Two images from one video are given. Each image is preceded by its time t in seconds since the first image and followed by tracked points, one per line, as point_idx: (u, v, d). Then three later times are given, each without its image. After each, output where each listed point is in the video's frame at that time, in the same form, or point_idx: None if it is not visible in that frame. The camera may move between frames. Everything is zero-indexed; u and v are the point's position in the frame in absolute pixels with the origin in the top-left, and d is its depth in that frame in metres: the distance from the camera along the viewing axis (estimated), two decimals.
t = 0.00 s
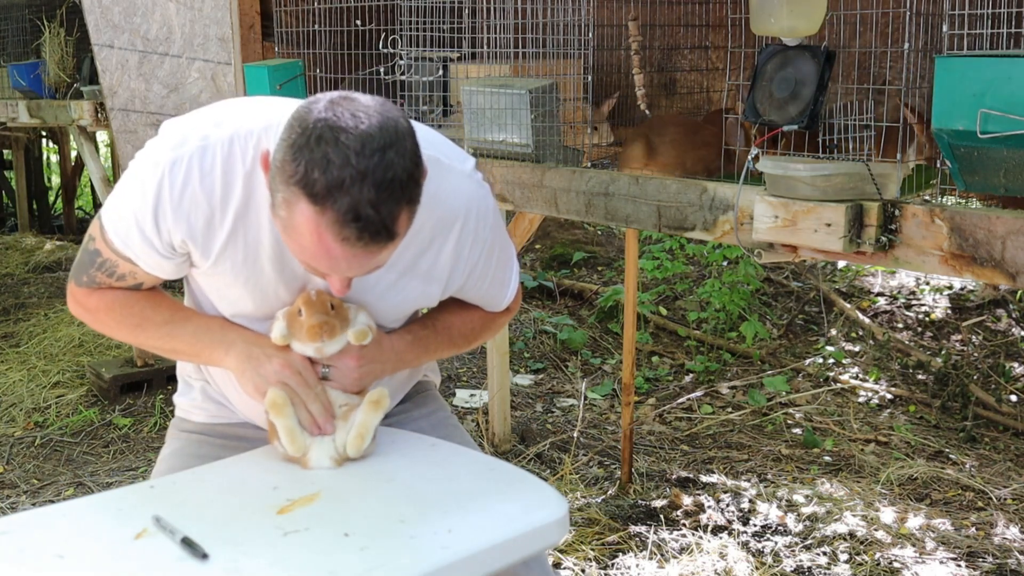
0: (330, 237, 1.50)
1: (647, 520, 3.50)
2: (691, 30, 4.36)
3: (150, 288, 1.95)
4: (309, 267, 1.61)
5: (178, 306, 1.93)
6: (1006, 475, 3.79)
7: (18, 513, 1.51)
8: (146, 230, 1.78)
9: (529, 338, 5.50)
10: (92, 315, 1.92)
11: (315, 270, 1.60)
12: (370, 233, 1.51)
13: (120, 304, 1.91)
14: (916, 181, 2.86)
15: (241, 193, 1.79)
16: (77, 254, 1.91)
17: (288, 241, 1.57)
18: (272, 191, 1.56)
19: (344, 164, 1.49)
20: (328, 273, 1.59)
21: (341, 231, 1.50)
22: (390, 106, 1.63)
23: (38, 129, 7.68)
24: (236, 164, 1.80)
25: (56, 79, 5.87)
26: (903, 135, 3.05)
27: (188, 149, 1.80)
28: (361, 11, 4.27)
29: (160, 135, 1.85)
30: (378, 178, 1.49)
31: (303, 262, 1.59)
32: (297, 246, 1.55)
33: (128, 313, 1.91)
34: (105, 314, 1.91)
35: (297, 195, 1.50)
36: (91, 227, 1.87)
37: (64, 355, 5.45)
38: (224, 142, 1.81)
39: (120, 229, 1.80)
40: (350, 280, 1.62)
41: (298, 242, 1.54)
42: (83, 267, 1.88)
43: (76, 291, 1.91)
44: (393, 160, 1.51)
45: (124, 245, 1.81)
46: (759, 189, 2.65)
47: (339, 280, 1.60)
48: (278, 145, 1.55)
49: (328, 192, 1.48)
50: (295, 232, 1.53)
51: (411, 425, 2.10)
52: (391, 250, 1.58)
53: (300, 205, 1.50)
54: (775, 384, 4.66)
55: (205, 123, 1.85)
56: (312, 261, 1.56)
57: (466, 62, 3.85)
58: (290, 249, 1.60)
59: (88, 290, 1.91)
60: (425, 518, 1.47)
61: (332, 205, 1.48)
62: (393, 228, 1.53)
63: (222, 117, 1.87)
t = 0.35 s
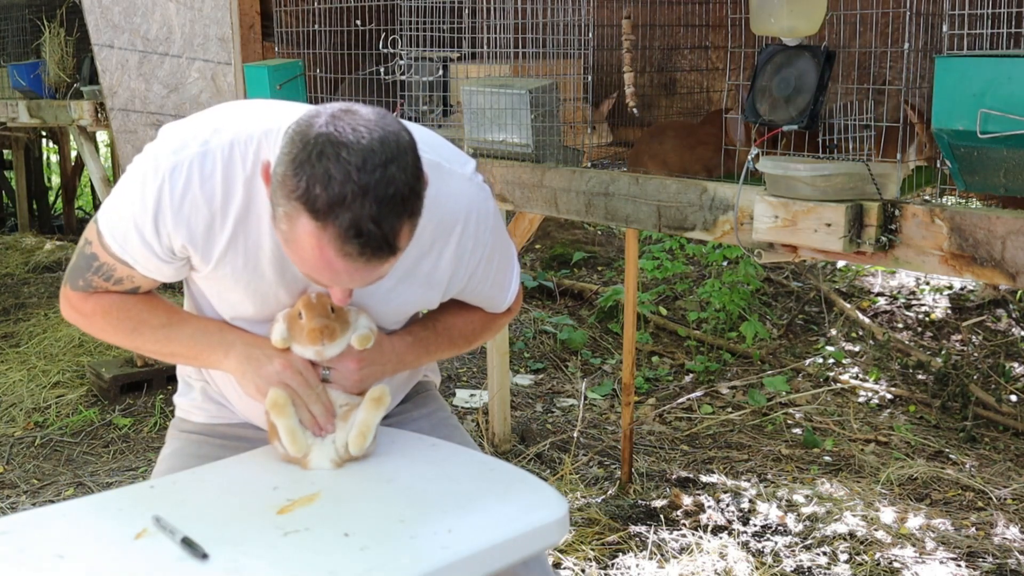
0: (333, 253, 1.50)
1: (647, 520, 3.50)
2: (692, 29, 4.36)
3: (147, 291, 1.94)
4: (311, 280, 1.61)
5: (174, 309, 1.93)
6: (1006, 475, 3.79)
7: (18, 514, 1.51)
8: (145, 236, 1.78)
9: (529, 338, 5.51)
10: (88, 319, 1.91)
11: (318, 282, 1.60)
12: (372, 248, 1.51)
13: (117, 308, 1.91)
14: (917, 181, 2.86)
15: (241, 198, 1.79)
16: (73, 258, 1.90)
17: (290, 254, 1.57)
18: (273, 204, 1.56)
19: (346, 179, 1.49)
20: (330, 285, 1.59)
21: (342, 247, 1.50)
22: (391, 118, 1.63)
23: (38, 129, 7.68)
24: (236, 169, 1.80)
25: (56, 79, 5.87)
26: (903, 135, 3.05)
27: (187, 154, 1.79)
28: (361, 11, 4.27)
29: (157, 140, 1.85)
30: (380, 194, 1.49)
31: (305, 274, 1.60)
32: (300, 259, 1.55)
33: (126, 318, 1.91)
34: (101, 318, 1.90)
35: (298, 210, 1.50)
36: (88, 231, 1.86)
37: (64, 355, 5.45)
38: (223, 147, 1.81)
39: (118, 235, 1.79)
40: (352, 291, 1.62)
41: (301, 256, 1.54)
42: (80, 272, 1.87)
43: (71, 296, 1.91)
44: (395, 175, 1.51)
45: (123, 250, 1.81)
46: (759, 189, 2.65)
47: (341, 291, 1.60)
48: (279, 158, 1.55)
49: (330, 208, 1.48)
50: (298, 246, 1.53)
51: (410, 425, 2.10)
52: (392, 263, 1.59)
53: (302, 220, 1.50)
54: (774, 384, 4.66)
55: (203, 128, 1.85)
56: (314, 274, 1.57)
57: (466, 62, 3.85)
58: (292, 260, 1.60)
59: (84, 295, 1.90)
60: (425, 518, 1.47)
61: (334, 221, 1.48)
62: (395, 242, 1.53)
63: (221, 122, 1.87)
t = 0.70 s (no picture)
0: (324, 261, 1.51)
1: (647, 520, 3.50)
2: (692, 29, 4.35)
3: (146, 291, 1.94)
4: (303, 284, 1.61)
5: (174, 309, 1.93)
6: (1006, 475, 3.79)
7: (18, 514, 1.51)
8: (144, 237, 1.78)
9: (529, 338, 5.51)
10: (88, 320, 1.91)
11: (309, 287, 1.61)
12: (362, 258, 1.51)
13: (116, 308, 1.91)
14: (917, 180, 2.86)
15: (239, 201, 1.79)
16: (72, 258, 1.89)
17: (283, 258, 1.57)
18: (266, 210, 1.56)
19: (337, 189, 1.49)
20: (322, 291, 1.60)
21: (332, 256, 1.50)
22: (385, 126, 1.63)
23: (38, 129, 7.68)
24: (234, 171, 1.80)
25: (56, 79, 5.87)
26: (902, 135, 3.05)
27: (185, 155, 1.79)
28: (361, 11, 4.27)
29: (156, 141, 1.85)
30: (371, 204, 1.50)
31: (297, 279, 1.60)
32: (292, 265, 1.56)
33: (126, 318, 1.91)
34: (101, 318, 1.90)
35: (289, 217, 1.50)
36: (87, 232, 1.86)
37: (64, 355, 5.45)
38: (222, 149, 1.81)
39: (117, 236, 1.79)
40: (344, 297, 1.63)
41: (293, 262, 1.54)
42: (79, 273, 1.87)
43: (71, 296, 1.90)
44: (387, 186, 1.51)
45: (121, 251, 1.80)
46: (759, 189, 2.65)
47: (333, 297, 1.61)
48: (272, 164, 1.55)
49: (321, 218, 1.48)
50: (290, 253, 1.53)
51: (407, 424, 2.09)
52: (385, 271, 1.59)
53: (293, 228, 1.50)
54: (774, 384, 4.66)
55: (201, 129, 1.85)
56: (306, 280, 1.57)
57: (466, 62, 3.85)
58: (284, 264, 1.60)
59: (83, 295, 1.90)
60: (425, 518, 1.47)
61: (324, 230, 1.49)
62: (386, 251, 1.54)
63: (219, 124, 1.87)
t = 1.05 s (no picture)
0: (305, 252, 1.51)
1: (647, 520, 3.50)
2: (692, 29, 4.35)
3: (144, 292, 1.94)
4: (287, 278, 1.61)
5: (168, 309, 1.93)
6: (1006, 475, 3.79)
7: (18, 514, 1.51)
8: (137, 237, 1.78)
9: (529, 338, 5.51)
10: (86, 321, 1.92)
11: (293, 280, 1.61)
12: (343, 248, 1.50)
13: (111, 308, 1.91)
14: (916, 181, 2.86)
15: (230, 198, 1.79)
16: (69, 259, 1.90)
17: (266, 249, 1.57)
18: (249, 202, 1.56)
19: (317, 178, 1.49)
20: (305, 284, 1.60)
21: (313, 245, 1.50)
22: (369, 116, 1.63)
23: (38, 129, 7.68)
24: (224, 168, 1.79)
25: (56, 79, 5.87)
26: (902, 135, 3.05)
27: (174, 154, 1.79)
28: (361, 11, 4.27)
29: (147, 141, 1.84)
30: (351, 193, 1.49)
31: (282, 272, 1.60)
32: (275, 256, 1.55)
33: (122, 319, 1.91)
34: (97, 320, 1.91)
35: (270, 208, 1.51)
36: (83, 234, 1.86)
37: (64, 355, 5.44)
38: (211, 147, 1.80)
39: (110, 236, 1.80)
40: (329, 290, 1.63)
41: (276, 253, 1.54)
42: (75, 274, 1.88)
43: (68, 299, 1.91)
44: (366, 174, 1.51)
45: (115, 251, 1.81)
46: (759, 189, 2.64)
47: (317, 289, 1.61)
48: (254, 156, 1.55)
49: (301, 207, 1.48)
50: (273, 244, 1.53)
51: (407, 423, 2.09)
52: (370, 262, 1.59)
53: (274, 218, 1.51)
54: (774, 384, 4.66)
55: (192, 128, 1.84)
56: (289, 273, 1.57)
57: (466, 62, 3.85)
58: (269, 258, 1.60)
59: (80, 297, 1.90)
60: (425, 518, 1.47)
61: (304, 219, 1.48)
62: (368, 241, 1.53)
63: (210, 121, 1.86)
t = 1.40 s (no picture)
0: (283, 144, 1.47)
1: (647, 520, 3.50)
2: (691, 29, 4.34)
3: (143, 296, 1.92)
4: (266, 194, 1.57)
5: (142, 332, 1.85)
6: (1006, 475, 3.79)
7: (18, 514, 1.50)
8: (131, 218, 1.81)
9: (529, 338, 5.51)
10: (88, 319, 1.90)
11: (270, 194, 1.56)
12: (319, 141, 1.47)
13: (112, 308, 1.88)
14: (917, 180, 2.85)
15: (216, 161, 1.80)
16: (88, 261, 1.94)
17: (244, 160, 1.54)
18: (228, 111, 1.55)
19: (294, 67, 1.48)
20: (282, 196, 1.54)
21: (289, 138, 1.47)
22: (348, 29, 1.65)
23: (38, 129, 7.68)
24: (207, 137, 1.80)
25: (56, 79, 5.87)
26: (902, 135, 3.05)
27: (159, 130, 1.80)
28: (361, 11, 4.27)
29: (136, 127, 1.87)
30: (327, 83, 1.48)
31: (261, 190, 1.57)
32: (251, 160, 1.52)
33: (114, 317, 1.87)
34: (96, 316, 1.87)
35: (248, 103, 1.50)
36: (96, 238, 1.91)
37: (64, 355, 5.44)
38: (193, 118, 1.81)
39: (111, 225, 1.83)
40: (309, 208, 1.57)
41: (253, 157, 1.51)
42: (89, 274, 1.91)
43: (81, 301, 1.92)
44: (341, 65, 1.50)
45: (114, 239, 1.84)
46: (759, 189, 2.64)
47: (295, 206, 1.55)
48: (230, 71, 1.57)
49: (278, 93, 1.48)
50: (249, 145, 1.51)
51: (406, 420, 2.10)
52: (350, 171, 1.56)
53: (251, 111, 1.49)
54: (774, 385, 4.66)
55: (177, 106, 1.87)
56: (266, 181, 1.52)
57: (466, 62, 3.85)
58: (246, 173, 1.56)
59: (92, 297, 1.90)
60: (425, 518, 1.47)
61: (281, 108, 1.47)
62: (348, 138, 1.50)
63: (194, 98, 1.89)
